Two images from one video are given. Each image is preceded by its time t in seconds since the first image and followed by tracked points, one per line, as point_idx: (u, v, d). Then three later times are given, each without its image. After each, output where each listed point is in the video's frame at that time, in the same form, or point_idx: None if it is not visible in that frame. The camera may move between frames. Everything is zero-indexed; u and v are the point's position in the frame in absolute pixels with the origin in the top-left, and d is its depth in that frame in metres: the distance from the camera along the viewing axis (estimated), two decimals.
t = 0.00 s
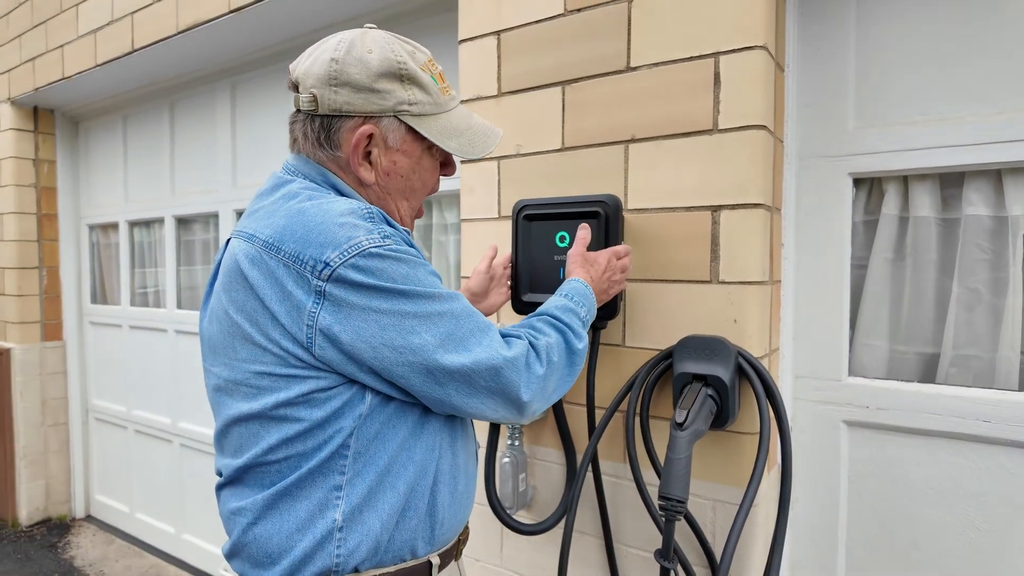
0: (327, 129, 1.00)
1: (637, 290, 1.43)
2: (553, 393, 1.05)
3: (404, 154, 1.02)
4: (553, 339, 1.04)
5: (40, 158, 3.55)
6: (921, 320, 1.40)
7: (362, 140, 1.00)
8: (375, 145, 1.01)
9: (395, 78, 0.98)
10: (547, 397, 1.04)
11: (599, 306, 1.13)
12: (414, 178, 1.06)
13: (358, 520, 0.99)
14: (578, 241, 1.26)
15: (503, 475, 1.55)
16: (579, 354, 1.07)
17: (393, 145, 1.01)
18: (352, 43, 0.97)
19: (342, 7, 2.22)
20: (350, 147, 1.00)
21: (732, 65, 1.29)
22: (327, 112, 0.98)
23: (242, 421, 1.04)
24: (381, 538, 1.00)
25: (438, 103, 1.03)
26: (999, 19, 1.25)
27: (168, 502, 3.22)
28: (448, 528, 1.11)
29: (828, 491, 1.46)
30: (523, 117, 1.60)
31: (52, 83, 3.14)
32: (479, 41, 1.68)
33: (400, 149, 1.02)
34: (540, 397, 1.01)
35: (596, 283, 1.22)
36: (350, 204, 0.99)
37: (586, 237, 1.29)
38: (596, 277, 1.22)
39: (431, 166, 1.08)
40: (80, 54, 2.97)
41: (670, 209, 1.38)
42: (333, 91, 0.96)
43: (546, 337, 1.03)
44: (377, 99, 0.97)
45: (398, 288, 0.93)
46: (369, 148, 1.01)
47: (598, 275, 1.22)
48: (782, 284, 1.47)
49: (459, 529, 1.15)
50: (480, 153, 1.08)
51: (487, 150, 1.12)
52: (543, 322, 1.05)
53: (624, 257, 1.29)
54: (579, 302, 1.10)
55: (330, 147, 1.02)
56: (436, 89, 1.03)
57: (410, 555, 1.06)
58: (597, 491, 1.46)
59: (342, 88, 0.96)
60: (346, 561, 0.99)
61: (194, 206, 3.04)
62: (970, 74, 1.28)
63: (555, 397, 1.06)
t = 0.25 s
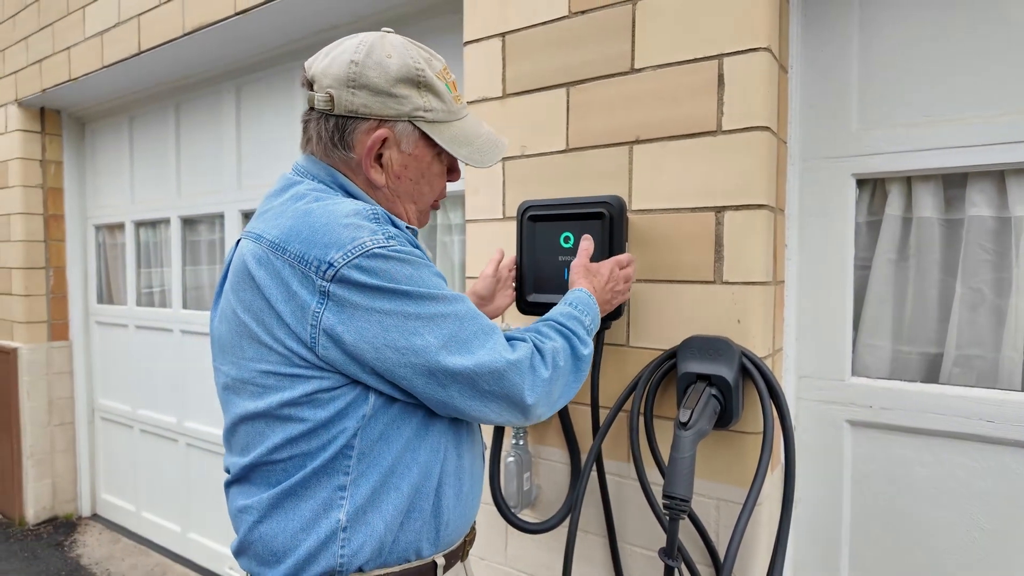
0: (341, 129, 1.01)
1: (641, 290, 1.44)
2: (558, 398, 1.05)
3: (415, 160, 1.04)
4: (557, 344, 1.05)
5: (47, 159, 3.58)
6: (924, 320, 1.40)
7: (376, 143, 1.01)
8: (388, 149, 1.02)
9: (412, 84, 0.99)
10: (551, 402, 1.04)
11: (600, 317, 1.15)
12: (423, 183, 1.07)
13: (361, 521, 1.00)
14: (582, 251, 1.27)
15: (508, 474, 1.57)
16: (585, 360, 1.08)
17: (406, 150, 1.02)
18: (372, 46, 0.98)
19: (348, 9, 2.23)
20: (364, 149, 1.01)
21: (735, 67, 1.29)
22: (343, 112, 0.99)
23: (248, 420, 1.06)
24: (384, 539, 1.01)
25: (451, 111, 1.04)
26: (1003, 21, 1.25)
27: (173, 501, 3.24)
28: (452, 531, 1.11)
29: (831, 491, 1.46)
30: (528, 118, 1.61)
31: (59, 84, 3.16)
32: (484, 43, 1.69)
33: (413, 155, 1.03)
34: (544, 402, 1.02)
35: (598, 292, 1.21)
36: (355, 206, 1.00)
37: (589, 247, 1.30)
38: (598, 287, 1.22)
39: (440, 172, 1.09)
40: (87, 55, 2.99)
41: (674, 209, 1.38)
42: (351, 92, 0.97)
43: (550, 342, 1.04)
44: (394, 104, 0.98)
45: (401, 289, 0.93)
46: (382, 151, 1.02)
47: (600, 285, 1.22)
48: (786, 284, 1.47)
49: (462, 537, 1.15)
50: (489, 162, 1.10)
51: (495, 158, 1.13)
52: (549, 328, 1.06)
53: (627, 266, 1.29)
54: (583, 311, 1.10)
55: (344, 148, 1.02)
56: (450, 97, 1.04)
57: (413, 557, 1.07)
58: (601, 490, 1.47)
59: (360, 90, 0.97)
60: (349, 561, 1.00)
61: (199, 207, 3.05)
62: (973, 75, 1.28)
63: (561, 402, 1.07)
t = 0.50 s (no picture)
0: (348, 134, 1.02)
1: (644, 290, 1.45)
2: (558, 427, 1.04)
3: (422, 157, 1.05)
4: (562, 372, 1.04)
5: (53, 160, 3.60)
6: (927, 320, 1.41)
7: (383, 145, 1.02)
8: (395, 149, 1.03)
9: (414, 81, 1.00)
10: (552, 431, 1.03)
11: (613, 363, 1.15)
12: (431, 180, 1.08)
13: (365, 529, 1.00)
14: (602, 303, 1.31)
15: (512, 472, 1.58)
16: (589, 393, 1.07)
17: (413, 149, 1.03)
18: (371, 47, 0.99)
19: (352, 10, 2.24)
20: (371, 151, 1.02)
21: (738, 68, 1.30)
22: (349, 116, 1.00)
23: (253, 421, 1.07)
24: (389, 548, 1.01)
25: (454, 106, 1.05)
26: (1005, 21, 1.26)
27: (178, 500, 3.25)
28: (455, 537, 1.11)
29: (834, 491, 1.47)
30: (532, 119, 1.62)
31: (65, 86, 3.18)
32: (488, 45, 1.70)
33: (419, 152, 1.04)
34: (542, 429, 1.00)
35: (613, 338, 1.25)
36: (359, 210, 1.00)
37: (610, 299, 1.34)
38: (614, 334, 1.25)
39: (447, 169, 1.10)
40: (93, 57, 3.01)
41: (677, 210, 1.39)
42: (355, 96, 0.98)
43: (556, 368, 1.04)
44: (398, 103, 0.99)
45: (399, 298, 0.93)
46: (389, 151, 1.03)
47: (616, 332, 1.26)
48: (788, 285, 1.48)
49: (467, 535, 1.16)
50: (495, 154, 1.11)
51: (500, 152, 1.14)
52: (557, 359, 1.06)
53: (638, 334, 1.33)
54: (595, 349, 1.12)
55: (352, 152, 1.03)
56: (452, 93, 1.05)
57: (420, 561, 1.07)
58: (605, 489, 1.48)
59: (363, 92, 0.98)
60: (353, 569, 1.00)
61: (204, 207, 3.07)
62: (975, 75, 1.28)
63: (561, 435, 1.06)
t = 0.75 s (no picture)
0: (350, 128, 1.03)
1: (646, 289, 1.45)
2: (568, 436, 1.00)
3: (424, 159, 1.05)
4: (573, 378, 1.00)
5: (58, 160, 3.62)
6: (928, 319, 1.41)
7: (384, 142, 1.02)
8: (396, 147, 1.03)
9: (421, 84, 1.00)
10: (559, 439, 0.99)
11: (657, 378, 1.07)
12: (432, 183, 1.08)
13: (365, 529, 1.00)
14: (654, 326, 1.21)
15: (513, 471, 1.59)
16: (609, 404, 1.01)
17: (414, 149, 1.03)
18: (382, 46, 1.00)
19: (354, 11, 2.25)
20: (372, 147, 1.03)
21: (739, 68, 1.31)
22: (353, 112, 1.00)
23: (254, 420, 1.08)
24: (390, 549, 1.01)
25: (460, 112, 1.05)
26: (1006, 21, 1.26)
27: (182, 499, 3.27)
28: (455, 537, 1.11)
29: (835, 490, 1.47)
30: (534, 119, 1.63)
31: (70, 86, 3.19)
32: (490, 45, 1.70)
33: (421, 154, 1.04)
34: (546, 436, 0.97)
35: (660, 354, 1.11)
36: (357, 210, 1.00)
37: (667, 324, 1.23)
38: (661, 351, 1.11)
39: (448, 172, 1.10)
40: (98, 58, 3.03)
41: (678, 209, 1.40)
42: (360, 92, 0.99)
43: (570, 374, 1.00)
44: (402, 103, 1.00)
45: (394, 298, 0.93)
46: (390, 150, 1.03)
47: (667, 347, 1.12)
48: (789, 284, 1.48)
49: (468, 534, 1.17)
50: (497, 163, 1.11)
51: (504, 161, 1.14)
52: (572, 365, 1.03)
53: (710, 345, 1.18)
54: (633, 361, 1.05)
55: (353, 146, 1.04)
56: (459, 98, 1.05)
57: (421, 561, 1.07)
58: (606, 488, 1.48)
59: (369, 90, 0.99)
60: (354, 569, 1.00)
61: (208, 207, 3.08)
62: (976, 75, 1.29)
63: (574, 446, 1.01)
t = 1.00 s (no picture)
0: (360, 128, 1.03)
1: (646, 290, 1.46)
2: (574, 440, 1.00)
3: (431, 162, 1.06)
4: (581, 382, 1.01)
5: (61, 161, 3.63)
6: (928, 320, 1.41)
7: (392, 143, 1.03)
8: (404, 149, 1.04)
9: (432, 88, 1.02)
10: (564, 442, 1.00)
11: (680, 413, 1.08)
12: (437, 186, 1.09)
13: (364, 527, 1.01)
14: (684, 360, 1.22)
15: (514, 471, 1.60)
16: (619, 412, 1.01)
17: (422, 152, 1.04)
18: (395, 50, 1.01)
19: (356, 12, 2.26)
20: (379, 148, 1.03)
21: (738, 69, 1.31)
22: (363, 111, 1.01)
23: (258, 416, 1.09)
24: (388, 548, 1.02)
25: (468, 118, 1.07)
26: (1005, 23, 1.26)
27: (185, 498, 3.27)
28: (453, 538, 1.12)
29: (835, 490, 1.47)
30: (535, 120, 1.63)
31: (73, 87, 3.20)
32: (491, 46, 1.71)
33: (428, 157, 1.05)
34: (550, 439, 0.97)
35: (689, 388, 1.12)
36: (362, 210, 1.01)
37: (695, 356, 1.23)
38: (691, 385, 1.13)
39: (454, 177, 1.11)
40: (100, 59, 3.04)
41: (679, 210, 1.40)
42: (372, 92, 1.00)
43: (580, 377, 1.02)
44: (412, 106, 1.01)
45: (397, 297, 0.93)
46: (398, 151, 1.04)
47: (695, 382, 1.14)
48: (789, 285, 1.48)
49: (468, 535, 1.17)
50: (503, 171, 1.11)
51: (510, 169, 1.15)
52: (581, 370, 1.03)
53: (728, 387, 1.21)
54: (650, 381, 1.06)
55: (362, 146, 1.05)
56: (468, 105, 1.07)
57: (419, 561, 1.08)
58: (607, 488, 1.49)
59: (380, 91, 1.00)
60: (352, 567, 1.01)
61: (210, 208, 3.09)
62: (976, 76, 1.29)
63: (581, 452, 1.00)
